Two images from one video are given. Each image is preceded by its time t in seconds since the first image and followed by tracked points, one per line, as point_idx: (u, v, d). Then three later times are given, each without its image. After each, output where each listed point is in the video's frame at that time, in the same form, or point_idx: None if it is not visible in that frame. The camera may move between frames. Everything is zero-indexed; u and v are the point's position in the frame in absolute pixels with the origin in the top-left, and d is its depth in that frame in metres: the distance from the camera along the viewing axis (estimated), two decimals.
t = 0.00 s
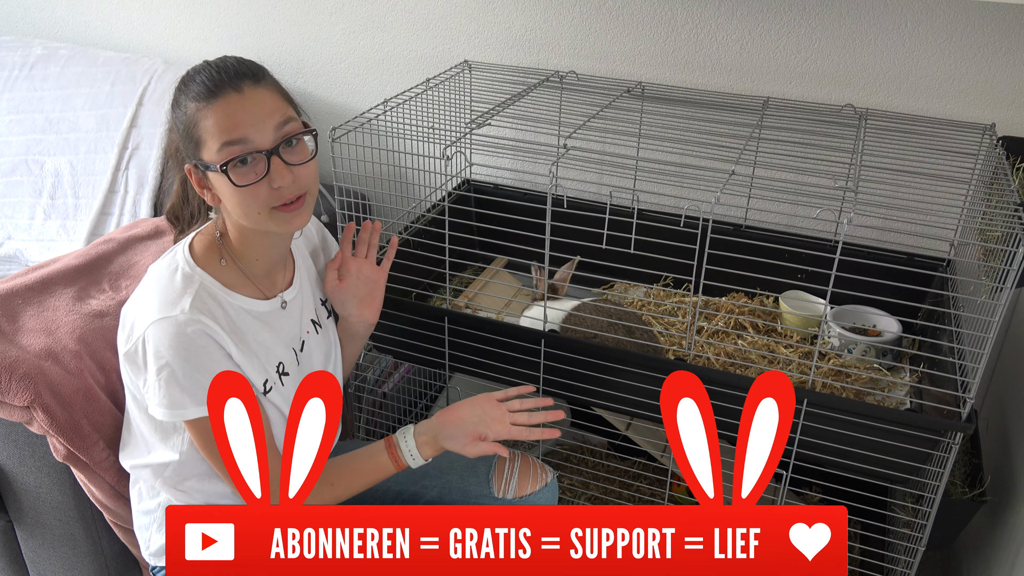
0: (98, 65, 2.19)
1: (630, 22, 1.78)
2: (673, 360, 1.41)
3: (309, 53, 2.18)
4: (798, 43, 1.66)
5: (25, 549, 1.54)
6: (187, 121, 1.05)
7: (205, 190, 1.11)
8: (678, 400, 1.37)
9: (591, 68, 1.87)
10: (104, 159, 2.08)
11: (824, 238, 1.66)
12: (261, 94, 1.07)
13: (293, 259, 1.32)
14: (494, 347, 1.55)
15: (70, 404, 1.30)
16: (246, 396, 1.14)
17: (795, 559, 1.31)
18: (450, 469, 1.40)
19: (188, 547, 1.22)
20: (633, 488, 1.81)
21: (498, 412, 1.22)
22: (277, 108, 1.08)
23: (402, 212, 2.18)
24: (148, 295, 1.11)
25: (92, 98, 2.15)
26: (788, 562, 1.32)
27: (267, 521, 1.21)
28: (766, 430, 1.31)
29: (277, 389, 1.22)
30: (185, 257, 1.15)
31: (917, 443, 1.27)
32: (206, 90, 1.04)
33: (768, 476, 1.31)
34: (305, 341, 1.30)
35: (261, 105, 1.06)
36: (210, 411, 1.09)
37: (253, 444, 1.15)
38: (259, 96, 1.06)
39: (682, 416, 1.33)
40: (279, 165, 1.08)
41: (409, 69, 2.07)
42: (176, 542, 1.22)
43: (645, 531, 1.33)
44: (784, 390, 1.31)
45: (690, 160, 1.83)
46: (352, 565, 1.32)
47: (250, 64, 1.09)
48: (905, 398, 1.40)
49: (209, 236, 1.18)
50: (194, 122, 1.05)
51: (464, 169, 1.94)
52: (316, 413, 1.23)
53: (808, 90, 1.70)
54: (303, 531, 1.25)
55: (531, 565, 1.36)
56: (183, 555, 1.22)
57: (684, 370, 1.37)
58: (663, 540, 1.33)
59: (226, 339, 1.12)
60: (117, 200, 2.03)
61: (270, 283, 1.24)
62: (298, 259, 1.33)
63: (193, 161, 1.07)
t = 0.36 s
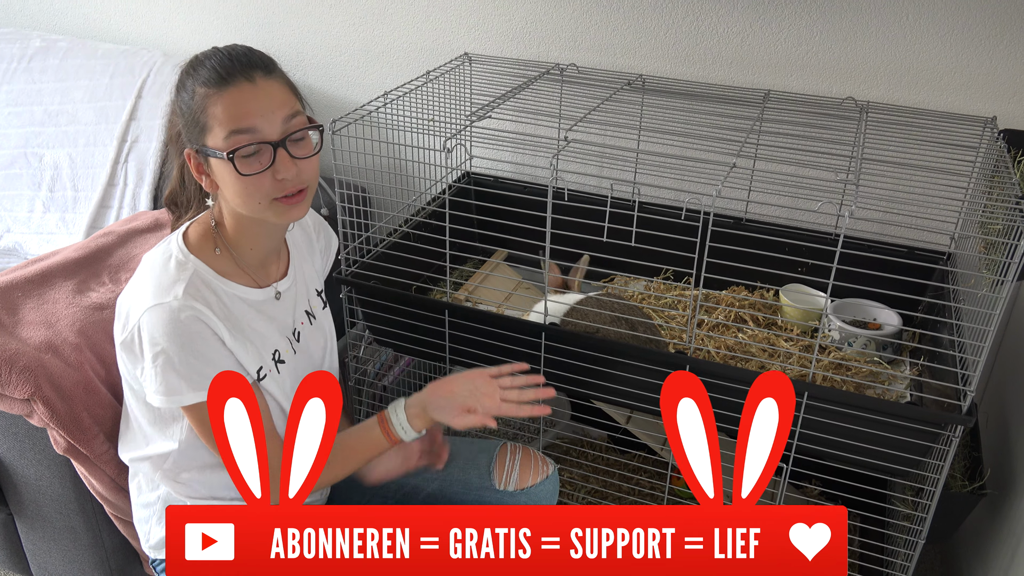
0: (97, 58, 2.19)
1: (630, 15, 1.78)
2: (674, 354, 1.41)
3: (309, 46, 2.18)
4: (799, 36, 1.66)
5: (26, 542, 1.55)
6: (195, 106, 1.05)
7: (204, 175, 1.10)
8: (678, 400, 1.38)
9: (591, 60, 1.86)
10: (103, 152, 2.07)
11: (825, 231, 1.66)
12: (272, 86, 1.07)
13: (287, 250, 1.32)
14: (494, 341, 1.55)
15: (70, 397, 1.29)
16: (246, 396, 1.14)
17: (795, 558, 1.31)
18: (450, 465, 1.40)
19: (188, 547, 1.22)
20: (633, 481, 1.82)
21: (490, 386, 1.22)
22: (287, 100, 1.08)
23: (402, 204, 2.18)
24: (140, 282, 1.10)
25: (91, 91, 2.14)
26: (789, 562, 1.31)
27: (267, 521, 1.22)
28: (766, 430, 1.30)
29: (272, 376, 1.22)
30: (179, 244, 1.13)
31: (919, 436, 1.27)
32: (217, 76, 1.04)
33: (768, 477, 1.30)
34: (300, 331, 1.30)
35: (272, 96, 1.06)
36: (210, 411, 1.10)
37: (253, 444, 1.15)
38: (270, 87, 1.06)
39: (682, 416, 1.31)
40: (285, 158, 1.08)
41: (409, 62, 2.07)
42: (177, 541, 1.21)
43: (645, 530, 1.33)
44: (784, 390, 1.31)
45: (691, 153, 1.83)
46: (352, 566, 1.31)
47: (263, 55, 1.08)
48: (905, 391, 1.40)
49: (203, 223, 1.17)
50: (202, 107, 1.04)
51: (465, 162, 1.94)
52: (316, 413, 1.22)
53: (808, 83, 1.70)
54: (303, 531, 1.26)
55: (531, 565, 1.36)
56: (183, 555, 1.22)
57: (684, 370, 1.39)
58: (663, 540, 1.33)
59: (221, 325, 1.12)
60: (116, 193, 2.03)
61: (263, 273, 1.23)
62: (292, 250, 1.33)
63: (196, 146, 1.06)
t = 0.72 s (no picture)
0: (98, 56, 2.19)
1: (631, 13, 1.78)
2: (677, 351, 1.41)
3: (310, 44, 2.18)
4: (801, 34, 1.66)
5: (28, 540, 1.55)
6: (202, 111, 1.05)
7: (210, 180, 1.10)
8: (679, 400, 1.37)
9: (592, 59, 1.87)
10: (104, 150, 2.07)
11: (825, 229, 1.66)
12: (279, 88, 1.07)
13: (285, 248, 1.32)
14: (496, 339, 1.55)
15: (72, 394, 1.29)
16: (245, 395, 1.15)
17: (795, 558, 1.31)
18: (450, 464, 1.39)
19: (188, 547, 1.20)
20: (634, 479, 1.82)
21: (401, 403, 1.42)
22: (293, 102, 1.08)
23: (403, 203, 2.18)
24: (144, 281, 1.10)
25: (92, 89, 2.14)
26: (789, 562, 1.32)
27: (268, 521, 1.23)
28: (766, 430, 1.30)
29: (270, 373, 1.23)
30: (182, 240, 1.14)
31: (919, 434, 1.28)
32: (224, 80, 1.04)
33: (768, 476, 1.30)
34: (296, 327, 1.30)
35: (279, 99, 1.06)
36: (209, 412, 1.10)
37: (253, 444, 1.18)
38: (277, 90, 1.07)
39: (682, 416, 1.31)
40: (295, 160, 1.08)
41: (409, 59, 2.07)
42: (176, 542, 1.19)
43: (645, 530, 1.33)
44: (784, 390, 1.31)
45: (691, 151, 1.83)
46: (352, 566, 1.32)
47: (266, 58, 1.09)
48: (906, 388, 1.40)
49: (204, 222, 1.17)
50: (210, 112, 1.04)
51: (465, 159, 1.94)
52: (316, 413, 1.23)
53: (809, 81, 1.70)
54: (303, 531, 1.27)
55: (531, 565, 1.36)
56: (183, 555, 1.21)
57: (684, 370, 1.39)
58: (663, 540, 1.34)
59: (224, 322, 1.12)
60: (117, 191, 2.03)
61: (263, 270, 1.23)
62: (289, 248, 1.33)
63: (204, 151, 1.06)
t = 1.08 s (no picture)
0: (99, 56, 2.19)
1: (632, 13, 1.78)
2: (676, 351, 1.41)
3: (311, 44, 2.18)
4: (802, 34, 1.66)
5: (29, 539, 1.55)
6: (204, 98, 1.05)
7: (201, 171, 1.09)
8: (679, 400, 1.36)
9: (593, 59, 1.87)
10: (105, 150, 2.07)
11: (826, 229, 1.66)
12: (285, 81, 1.09)
13: (272, 246, 1.30)
14: (496, 339, 1.55)
15: (74, 394, 1.30)
16: (245, 396, 1.16)
17: (795, 558, 1.31)
18: (451, 464, 1.39)
19: (188, 547, 1.19)
20: (635, 479, 1.83)
21: (394, 390, 1.40)
22: (298, 97, 1.10)
23: (404, 203, 2.18)
24: (127, 283, 1.10)
25: (94, 89, 2.14)
26: (789, 563, 1.31)
27: (268, 521, 1.23)
28: (766, 430, 1.30)
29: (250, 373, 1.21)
30: (162, 245, 1.13)
31: (920, 434, 1.28)
32: (231, 70, 1.05)
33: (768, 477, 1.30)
34: (284, 327, 1.28)
35: (286, 92, 1.08)
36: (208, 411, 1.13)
37: (253, 444, 1.18)
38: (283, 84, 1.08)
39: (682, 416, 1.31)
40: (297, 151, 1.08)
41: (410, 59, 2.07)
42: (176, 542, 1.18)
43: (645, 530, 1.33)
44: (784, 390, 1.32)
45: (692, 151, 1.83)
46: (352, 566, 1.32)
47: (271, 55, 1.11)
48: (906, 388, 1.40)
49: (187, 223, 1.15)
50: (215, 98, 1.04)
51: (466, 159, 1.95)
52: (316, 413, 1.23)
53: (810, 81, 1.70)
54: (303, 531, 1.27)
55: (531, 565, 1.36)
56: (183, 555, 1.20)
57: (684, 370, 1.39)
58: (664, 540, 1.34)
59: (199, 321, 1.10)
60: (119, 191, 2.03)
61: (247, 271, 1.21)
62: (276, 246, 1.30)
63: (200, 138, 1.05)
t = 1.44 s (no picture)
0: (100, 56, 2.19)
1: (632, 15, 1.78)
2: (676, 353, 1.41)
3: (312, 44, 2.18)
4: (801, 35, 1.66)
5: (29, 537, 1.56)
6: (219, 94, 1.03)
7: (205, 166, 1.07)
8: (679, 400, 1.37)
9: (593, 59, 1.87)
10: (106, 150, 2.08)
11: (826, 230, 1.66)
12: (299, 84, 1.09)
13: (263, 243, 1.29)
14: (496, 338, 1.55)
15: (74, 393, 1.30)
16: (245, 396, 1.17)
17: (794, 558, 1.32)
18: (450, 464, 1.39)
19: (189, 547, 1.19)
20: (634, 478, 1.83)
21: (388, 385, 1.40)
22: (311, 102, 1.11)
23: (404, 203, 2.18)
24: (118, 284, 1.10)
25: (94, 88, 2.14)
26: (788, 563, 1.32)
27: (268, 521, 1.23)
28: (766, 430, 1.31)
29: (243, 370, 1.21)
30: (153, 244, 1.12)
31: (919, 434, 1.28)
32: (250, 69, 1.04)
33: (768, 477, 1.30)
34: (276, 323, 1.28)
35: (301, 96, 1.09)
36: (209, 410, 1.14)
37: (253, 444, 1.18)
38: (298, 87, 1.09)
39: (682, 417, 1.31)
40: (308, 156, 1.10)
41: (410, 60, 2.07)
42: (176, 542, 1.18)
43: (645, 531, 1.33)
44: (784, 390, 1.32)
45: (692, 152, 1.83)
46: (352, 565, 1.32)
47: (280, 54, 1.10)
48: (906, 389, 1.40)
49: (178, 221, 1.15)
50: (233, 96, 1.03)
51: (466, 160, 1.95)
52: (316, 413, 1.24)
53: (810, 83, 1.70)
54: (303, 531, 1.27)
55: (531, 565, 1.36)
56: (183, 555, 1.20)
57: (684, 370, 1.39)
58: (663, 540, 1.34)
59: (191, 318, 1.10)
60: (119, 190, 2.04)
61: (238, 268, 1.21)
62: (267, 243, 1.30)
63: (210, 133, 1.04)
